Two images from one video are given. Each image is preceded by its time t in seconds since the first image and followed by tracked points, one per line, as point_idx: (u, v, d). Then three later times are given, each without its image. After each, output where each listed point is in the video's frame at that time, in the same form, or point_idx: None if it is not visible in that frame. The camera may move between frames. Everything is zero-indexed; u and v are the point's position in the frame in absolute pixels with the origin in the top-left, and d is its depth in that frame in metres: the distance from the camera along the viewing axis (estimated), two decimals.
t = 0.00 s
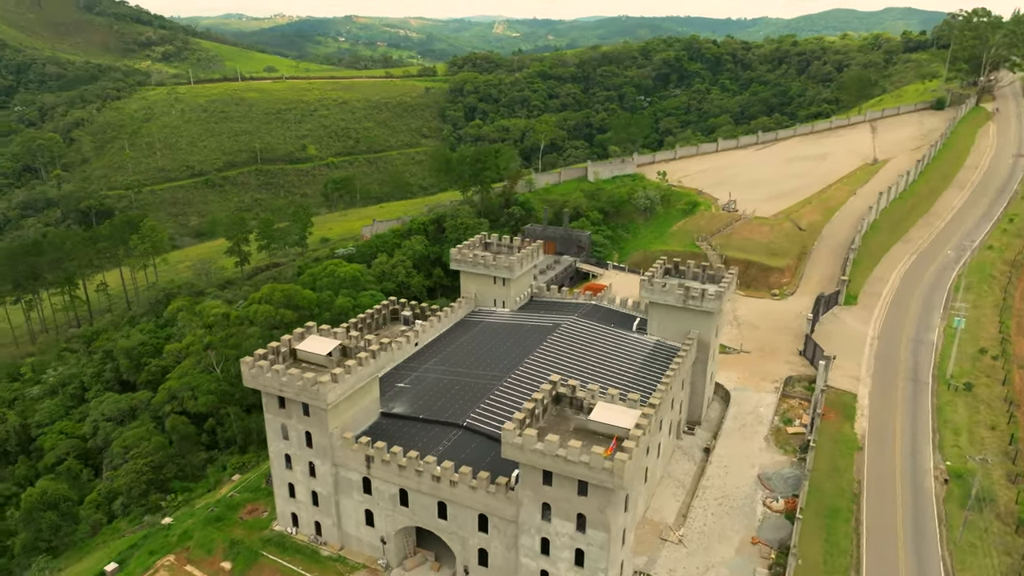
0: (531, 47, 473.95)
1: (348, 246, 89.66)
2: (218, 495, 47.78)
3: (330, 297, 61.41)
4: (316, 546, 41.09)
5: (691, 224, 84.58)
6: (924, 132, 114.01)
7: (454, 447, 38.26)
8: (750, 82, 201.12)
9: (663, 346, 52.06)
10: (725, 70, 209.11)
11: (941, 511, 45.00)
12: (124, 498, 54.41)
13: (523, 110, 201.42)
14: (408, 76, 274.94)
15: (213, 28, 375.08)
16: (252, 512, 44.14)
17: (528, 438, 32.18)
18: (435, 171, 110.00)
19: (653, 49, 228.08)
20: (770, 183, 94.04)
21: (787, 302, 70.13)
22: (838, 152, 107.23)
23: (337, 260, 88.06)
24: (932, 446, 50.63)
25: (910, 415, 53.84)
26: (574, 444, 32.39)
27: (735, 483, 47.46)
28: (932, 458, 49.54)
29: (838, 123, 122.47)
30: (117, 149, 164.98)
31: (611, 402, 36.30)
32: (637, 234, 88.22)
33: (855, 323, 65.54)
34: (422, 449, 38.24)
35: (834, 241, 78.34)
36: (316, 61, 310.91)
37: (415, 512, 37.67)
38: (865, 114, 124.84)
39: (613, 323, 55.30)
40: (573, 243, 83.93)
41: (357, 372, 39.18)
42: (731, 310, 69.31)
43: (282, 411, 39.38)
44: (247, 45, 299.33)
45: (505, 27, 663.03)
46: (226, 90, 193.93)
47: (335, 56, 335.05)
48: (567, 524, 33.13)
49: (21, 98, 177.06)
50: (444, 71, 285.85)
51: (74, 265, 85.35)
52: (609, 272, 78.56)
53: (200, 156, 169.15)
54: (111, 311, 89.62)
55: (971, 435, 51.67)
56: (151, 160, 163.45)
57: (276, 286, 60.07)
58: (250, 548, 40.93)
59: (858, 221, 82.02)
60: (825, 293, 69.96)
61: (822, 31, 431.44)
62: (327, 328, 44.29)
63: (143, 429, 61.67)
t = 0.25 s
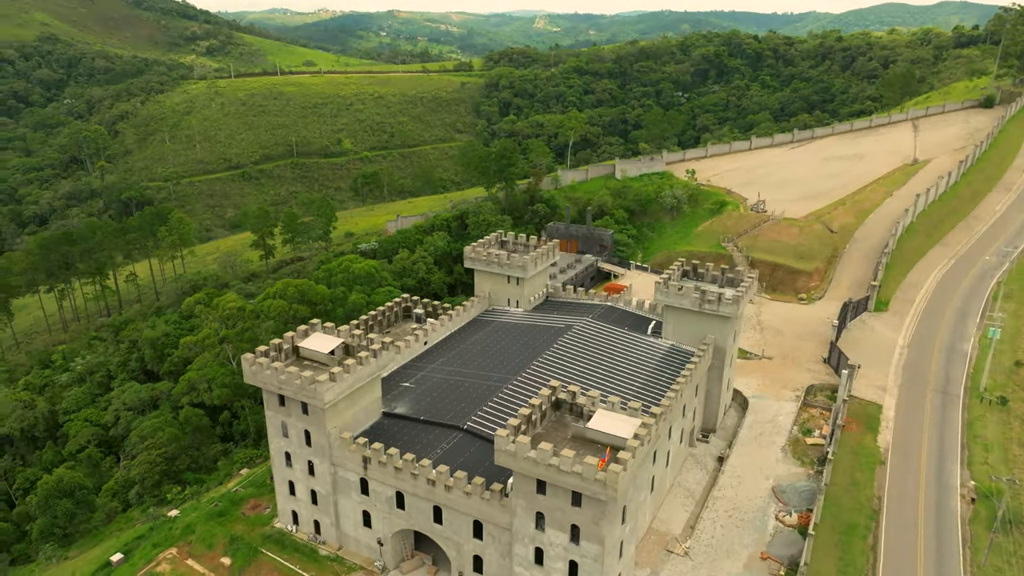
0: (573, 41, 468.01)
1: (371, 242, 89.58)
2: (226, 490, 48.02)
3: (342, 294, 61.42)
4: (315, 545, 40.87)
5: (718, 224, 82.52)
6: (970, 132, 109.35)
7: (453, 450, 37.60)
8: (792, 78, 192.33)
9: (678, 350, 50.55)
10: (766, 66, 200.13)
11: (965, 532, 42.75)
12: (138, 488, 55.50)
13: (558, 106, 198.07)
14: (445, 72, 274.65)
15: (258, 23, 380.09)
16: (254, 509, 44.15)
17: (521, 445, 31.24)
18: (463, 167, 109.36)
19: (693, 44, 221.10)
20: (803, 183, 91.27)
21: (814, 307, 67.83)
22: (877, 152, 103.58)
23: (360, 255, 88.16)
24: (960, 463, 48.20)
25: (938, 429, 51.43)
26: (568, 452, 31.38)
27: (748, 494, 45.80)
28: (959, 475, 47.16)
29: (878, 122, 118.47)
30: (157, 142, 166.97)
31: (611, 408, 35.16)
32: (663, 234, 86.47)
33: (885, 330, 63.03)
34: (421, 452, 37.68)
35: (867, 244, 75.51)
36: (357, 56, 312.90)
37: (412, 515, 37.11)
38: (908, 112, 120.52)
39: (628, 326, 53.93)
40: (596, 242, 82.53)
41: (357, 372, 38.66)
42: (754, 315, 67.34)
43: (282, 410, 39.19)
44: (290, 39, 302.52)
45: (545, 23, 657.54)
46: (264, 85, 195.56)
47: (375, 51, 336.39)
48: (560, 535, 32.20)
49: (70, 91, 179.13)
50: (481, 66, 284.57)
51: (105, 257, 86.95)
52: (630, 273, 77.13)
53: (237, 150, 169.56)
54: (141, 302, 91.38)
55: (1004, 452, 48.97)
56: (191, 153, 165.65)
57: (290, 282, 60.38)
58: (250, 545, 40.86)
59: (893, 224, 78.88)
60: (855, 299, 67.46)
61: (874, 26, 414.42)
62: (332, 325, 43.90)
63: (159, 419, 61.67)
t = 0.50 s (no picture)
0: (600, 33, 461.14)
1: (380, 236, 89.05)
2: (220, 483, 47.97)
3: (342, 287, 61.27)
4: (302, 543, 40.50)
5: (731, 221, 80.79)
6: (1000, 127, 105.62)
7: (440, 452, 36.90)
8: (820, 71, 183.07)
9: (680, 351, 49.21)
10: (793, 59, 191.13)
11: (973, 546, 41.04)
12: (138, 479, 55.64)
13: (580, 98, 192.91)
14: (468, 64, 272.84)
15: (286, 14, 381.41)
16: (245, 504, 43.93)
17: (501, 449, 30.37)
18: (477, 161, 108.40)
19: (719, 36, 211.84)
20: (822, 180, 88.98)
21: (827, 308, 65.96)
22: (901, 148, 100.56)
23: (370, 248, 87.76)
24: (971, 473, 46.34)
25: (951, 437, 49.54)
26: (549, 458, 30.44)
27: (748, 501, 44.51)
28: (970, 486, 45.33)
29: (904, 116, 115.03)
30: (181, 132, 171.11)
31: (599, 412, 34.13)
32: (676, 230, 84.91)
33: (900, 334, 61.04)
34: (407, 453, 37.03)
35: (885, 244, 73.24)
36: (382, 48, 312.46)
37: (396, 517, 36.50)
38: (935, 107, 116.90)
39: (631, 326, 52.66)
40: (606, 238, 81.48)
41: (345, 370, 38.03)
42: (765, 315, 65.76)
43: (270, 408, 38.77)
44: (316, 31, 303.01)
45: (573, 14, 649.25)
46: (287, 76, 195.60)
47: (401, 43, 335.41)
48: (542, 542, 31.32)
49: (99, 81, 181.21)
50: (504, 58, 282.08)
51: (119, 245, 88.46)
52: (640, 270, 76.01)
53: (260, 140, 172.17)
54: (154, 292, 92.28)
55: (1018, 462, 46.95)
56: (214, 144, 168.40)
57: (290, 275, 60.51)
58: (238, 542, 40.66)
59: (914, 222, 76.40)
60: (870, 300, 65.45)
61: (914, 17, 398.64)
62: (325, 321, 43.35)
63: (163, 411, 62.46)
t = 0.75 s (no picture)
0: (620, 20, 451.68)
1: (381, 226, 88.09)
2: (205, 476, 47.61)
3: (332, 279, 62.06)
4: (280, 540, 39.91)
5: (736, 213, 79.05)
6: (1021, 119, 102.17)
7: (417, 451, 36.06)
8: (838, 60, 174.75)
9: (672, 349, 47.96)
10: (811, 47, 182.31)
11: (970, 556, 39.58)
12: (128, 470, 55.15)
13: (594, 86, 186.13)
14: (483, 52, 269.33)
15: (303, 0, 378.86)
16: (226, 499, 43.45)
17: (470, 452, 29.41)
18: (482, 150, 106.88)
19: (736, 24, 200.22)
20: (833, 172, 86.79)
21: (831, 305, 64.26)
22: (918, 140, 97.66)
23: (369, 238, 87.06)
24: (972, 479, 44.73)
25: (953, 441, 47.89)
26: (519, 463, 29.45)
27: (738, 505, 43.31)
28: (970, 492, 43.75)
29: (921, 107, 111.70)
30: (195, 120, 168.64)
31: (577, 414, 33.04)
32: (680, 222, 83.24)
33: (905, 333, 59.25)
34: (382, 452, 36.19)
35: (895, 239, 71.18)
36: (398, 34, 309.40)
37: (371, 517, 35.74)
38: (954, 97, 113.37)
39: (625, 321, 51.37)
40: (607, 230, 80.25)
41: (321, 367, 37.21)
42: (767, 312, 64.26)
43: (246, 404, 38.11)
44: (333, 17, 300.45)
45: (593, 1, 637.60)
46: (300, 63, 193.87)
47: (417, 29, 331.67)
48: (513, 548, 30.39)
49: (116, 68, 181.50)
50: (519, 45, 277.80)
51: (119, 233, 87.17)
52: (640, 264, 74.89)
53: (272, 128, 170.00)
54: (155, 280, 92.19)
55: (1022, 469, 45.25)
56: (226, 130, 166.45)
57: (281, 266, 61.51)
58: (216, 537, 40.19)
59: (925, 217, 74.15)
60: (876, 297, 63.65)
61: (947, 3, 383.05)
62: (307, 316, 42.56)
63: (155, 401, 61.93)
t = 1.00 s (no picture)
0: (636, 6, 445.51)
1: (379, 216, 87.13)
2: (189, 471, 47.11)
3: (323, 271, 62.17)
4: (258, 539, 39.26)
5: (740, 206, 77.43)
6: None
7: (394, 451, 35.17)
8: (854, 48, 170.21)
9: (665, 347, 46.71)
10: (827, 35, 177.50)
11: (966, 565, 38.33)
12: (116, 463, 54.90)
13: (605, 74, 183.57)
14: (493, 39, 266.51)
15: None
16: (206, 496, 42.88)
17: (441, 457, 28.46)
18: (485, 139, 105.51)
19: (750, 11, 196.04)
20: (841, 165, 84.82)
21: (834, 301, 62.75)
22: (929, 131, 95.20)
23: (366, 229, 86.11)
24: (972, 484, 43.35)
25: (954, 444, 46.47)
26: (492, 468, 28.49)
27: (728, 508, 42.21)
28: (970, 498, 42.40)
29: (935, 97, 108.90)
30: (203, 106, 167.72)
31: (556, 417, 32.00)
32: (683, 215, 81.73)
33: (908, 331, 57.67)
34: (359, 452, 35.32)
35: (901, 234, 69.40)
36: (409, 20, 307.06)
37: (347, 518, 34.94)
38: (969, 87, 110.43)
39: (619, 317, 50.10)
40: (607, 223, 79.04)
41: (298, 364, 36.34)
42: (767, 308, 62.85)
43: (223, 401, 37.35)
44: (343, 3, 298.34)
45: None
46: (308, 50, 192.18)
47: (429, 16, 328.79)
48: (486, 556, 29.48)
49: (127, 54, 181.37)
50: (529, 33, 274.57)
51: (117, 222, 87.07)
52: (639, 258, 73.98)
53: (280, 116, 168.09)
54: (154, 269, 91.89)
55: None
56: (234, 118, 164.99)
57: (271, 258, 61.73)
58: (194, 535, 39.62)
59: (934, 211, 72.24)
60: (880, 294, 62.06)
61: None
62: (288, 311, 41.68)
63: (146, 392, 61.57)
